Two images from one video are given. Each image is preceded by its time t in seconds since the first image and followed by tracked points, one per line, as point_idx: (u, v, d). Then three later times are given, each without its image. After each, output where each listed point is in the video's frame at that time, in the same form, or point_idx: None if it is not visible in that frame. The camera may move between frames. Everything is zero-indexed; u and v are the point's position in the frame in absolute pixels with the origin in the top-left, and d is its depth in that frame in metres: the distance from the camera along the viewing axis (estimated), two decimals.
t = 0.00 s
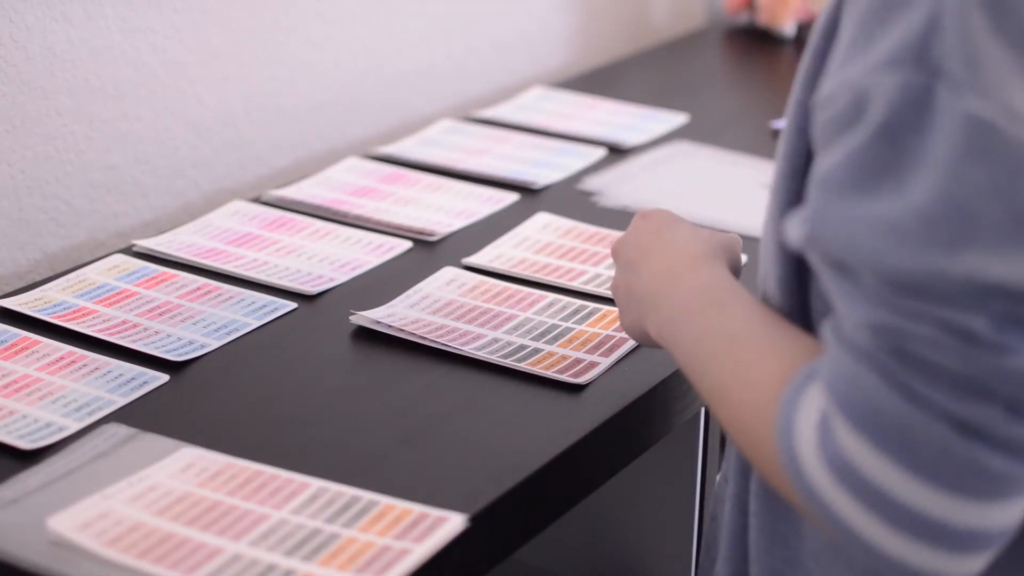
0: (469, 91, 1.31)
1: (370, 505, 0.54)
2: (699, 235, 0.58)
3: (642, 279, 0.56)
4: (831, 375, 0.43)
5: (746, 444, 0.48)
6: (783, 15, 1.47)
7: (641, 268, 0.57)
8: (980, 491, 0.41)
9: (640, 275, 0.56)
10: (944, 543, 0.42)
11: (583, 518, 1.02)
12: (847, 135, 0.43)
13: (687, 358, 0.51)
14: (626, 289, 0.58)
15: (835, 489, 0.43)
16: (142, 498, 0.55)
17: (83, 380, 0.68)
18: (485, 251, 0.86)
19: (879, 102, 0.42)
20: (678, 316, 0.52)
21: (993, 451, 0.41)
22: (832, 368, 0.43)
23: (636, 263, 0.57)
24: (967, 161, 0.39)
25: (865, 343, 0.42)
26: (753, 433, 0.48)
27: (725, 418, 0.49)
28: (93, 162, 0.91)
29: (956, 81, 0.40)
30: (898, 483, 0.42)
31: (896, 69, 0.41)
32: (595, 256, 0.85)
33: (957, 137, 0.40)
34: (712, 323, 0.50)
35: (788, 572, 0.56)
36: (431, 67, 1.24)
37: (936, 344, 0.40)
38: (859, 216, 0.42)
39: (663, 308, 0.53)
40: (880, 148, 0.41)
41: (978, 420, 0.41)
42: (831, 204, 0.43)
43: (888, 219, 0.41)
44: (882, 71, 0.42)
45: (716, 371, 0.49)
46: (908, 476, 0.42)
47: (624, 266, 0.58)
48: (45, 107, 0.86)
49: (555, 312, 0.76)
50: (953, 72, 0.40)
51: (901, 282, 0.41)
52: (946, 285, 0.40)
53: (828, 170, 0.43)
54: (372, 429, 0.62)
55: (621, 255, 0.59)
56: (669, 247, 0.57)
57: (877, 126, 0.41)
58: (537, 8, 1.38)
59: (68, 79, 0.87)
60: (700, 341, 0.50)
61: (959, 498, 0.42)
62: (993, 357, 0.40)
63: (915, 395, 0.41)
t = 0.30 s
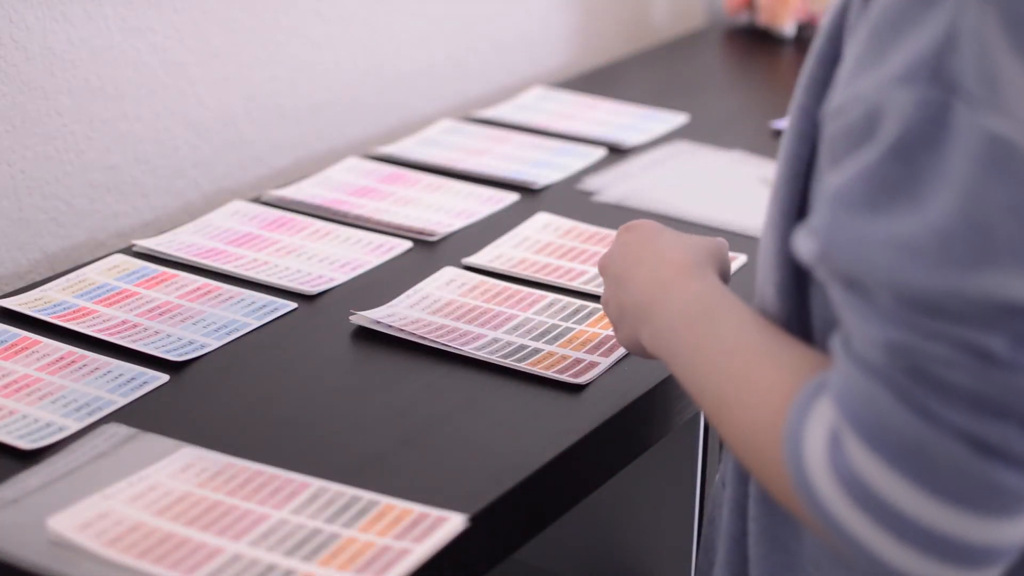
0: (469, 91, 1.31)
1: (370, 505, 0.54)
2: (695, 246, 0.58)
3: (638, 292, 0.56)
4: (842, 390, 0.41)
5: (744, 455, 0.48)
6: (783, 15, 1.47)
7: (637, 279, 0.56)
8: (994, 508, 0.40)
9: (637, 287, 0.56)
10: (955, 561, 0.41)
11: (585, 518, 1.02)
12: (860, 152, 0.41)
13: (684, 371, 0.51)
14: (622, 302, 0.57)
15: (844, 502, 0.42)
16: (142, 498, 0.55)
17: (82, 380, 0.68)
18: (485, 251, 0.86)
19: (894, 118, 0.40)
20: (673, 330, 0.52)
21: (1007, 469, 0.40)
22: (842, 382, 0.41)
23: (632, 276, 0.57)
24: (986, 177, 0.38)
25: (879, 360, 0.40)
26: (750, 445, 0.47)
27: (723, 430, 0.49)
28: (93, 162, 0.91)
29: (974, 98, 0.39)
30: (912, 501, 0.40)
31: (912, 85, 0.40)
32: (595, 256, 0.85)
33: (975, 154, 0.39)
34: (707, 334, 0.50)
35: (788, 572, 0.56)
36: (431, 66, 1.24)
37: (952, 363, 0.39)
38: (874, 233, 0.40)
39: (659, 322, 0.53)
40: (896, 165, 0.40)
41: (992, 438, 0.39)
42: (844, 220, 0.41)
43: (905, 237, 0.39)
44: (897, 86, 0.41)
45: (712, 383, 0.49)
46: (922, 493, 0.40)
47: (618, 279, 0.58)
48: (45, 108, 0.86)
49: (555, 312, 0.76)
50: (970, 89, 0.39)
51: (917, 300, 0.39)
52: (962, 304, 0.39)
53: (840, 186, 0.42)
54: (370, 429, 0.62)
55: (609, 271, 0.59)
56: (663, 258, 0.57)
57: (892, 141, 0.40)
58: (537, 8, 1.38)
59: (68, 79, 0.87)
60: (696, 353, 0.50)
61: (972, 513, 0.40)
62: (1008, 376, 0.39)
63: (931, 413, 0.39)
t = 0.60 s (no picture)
0: (469, 92, 1.31)
1: (369, 505, 0.54)
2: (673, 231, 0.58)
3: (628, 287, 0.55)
4: (841, 390, 0.41)
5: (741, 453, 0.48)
6: (783, 15, 1.47)
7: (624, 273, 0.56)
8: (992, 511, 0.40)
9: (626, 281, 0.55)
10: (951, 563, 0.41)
11: (585, 519, 1.02)
12: (862, 155, 0.41)
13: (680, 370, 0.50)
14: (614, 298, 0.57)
15: (843, 502, 0.42)
16: (142, 498, 0.55)
17: (82, 380, 0.68)
18: (485, 250, 0.86)
19: (897, 121, 0.40)
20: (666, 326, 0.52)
21: (1005, 472, 0.40)
22: (841, 381, 0.41)
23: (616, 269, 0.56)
24: (990, 184, 0.38)
25: (879, 362, 0.40)
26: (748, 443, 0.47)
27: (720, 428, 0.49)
28: (93, 162, 0.91)
29: (979, 102, 0.39)
30: (910, 502, 0.40)
31: (916, 88, 0.40)
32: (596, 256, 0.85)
33: (978, 159, 0.38)
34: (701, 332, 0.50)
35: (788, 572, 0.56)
36: (431, 67, 1.24)
37: (953, 366, 0.38)
38: (875, 235, 0.40)
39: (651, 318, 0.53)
40: (898, 167, 0.40)
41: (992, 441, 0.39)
42: (846, 222, 0.41)
43: (906, 240, 0.39)
44: (900, 88, 0.40)
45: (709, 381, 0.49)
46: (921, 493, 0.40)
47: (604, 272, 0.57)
48: (45, 107, 0.86)
49: (555, 312, 0.76)
50: (975, 92, 0.39)
51: (919, 304, 0.39)
52: (965, 307, 0.38)
53: (841, 187, 0.41)
54: (370, 430, 0.62)
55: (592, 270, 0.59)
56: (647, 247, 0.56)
57: (895, 144, 0.40)
58: (537, 8, 1.37)
59: (69, 79, 0.87)
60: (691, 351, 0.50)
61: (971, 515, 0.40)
62: (1006, 380, 0.39)
63: (931, 417, 0.39)
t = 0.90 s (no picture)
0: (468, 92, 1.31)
1: (370, 505, 0.54)
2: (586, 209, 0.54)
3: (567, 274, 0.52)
4: (836, 389, 0.40)
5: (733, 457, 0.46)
6: (783, 15, 1.47)
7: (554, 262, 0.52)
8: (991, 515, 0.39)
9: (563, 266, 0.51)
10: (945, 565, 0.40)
11: (583, 519, 1.01)
12: (863, 157, 0.40)
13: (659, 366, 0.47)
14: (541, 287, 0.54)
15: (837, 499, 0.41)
16: (142, 498, 0.55)
17: (82, 380, 0.68)
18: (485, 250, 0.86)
19: (898, 124, 0.39)
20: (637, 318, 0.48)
21: (999, 476, 0.39)
22: (834, 378, 0.41)
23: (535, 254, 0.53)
24: (992, 190, 0.37)
25: (878, 364, 0.39)
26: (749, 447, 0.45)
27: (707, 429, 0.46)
28: (93, 163, 0.91)
29: (982, 107, 0.38)
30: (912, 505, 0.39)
31: (920, 89, 0.39)
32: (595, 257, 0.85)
33: (981, 163, 0.37)
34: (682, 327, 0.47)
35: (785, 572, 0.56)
36: (431, 67, 1.24)
37: (955, 376, 0.38)
38: (877, 238, 0.39)
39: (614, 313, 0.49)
40: (900, 170, 0.39)
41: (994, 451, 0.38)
42: (845, 223, 0.40)
43: (907, 242, 0.38)
44: (904, 90, 0.39)
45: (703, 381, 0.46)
46: (919, 497, 0.39)
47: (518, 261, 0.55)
48: (45, 107, 0.86)
49: (555, 312, 0.76)
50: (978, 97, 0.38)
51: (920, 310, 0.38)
52: (967, 317, 0.38)
53: (843, 188, 0.40)
54: (366, 431, 0.62)
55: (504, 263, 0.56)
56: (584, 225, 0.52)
57: (898, 147, 0.39)
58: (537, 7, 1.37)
59: (69, 79, 0.87)
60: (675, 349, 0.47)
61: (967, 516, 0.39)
62: (1008, 390, 0.38)
63: (929, 420, 0.38)
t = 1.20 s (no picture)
0: (469, 93, 1.31)
1: (370, 505, 0.54)
2: (488, 352, 0.52)
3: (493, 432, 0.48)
4: (884, 404, 0.39)
5: (801, 554, 0.42)
6: (784, 15, 1.47)
7: (479, 424, 0.49)
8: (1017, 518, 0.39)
9: (491, 422, 0.48)
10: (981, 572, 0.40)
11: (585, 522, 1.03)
12: (917, 173, 0.39)
13: (673, 502, 0.44)
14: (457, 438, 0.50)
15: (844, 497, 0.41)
16: (141, 498, 0.55)
17: (83, 380, 0.68)
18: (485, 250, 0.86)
19: (958, 137, 0.38)
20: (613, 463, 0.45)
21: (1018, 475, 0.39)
22: (876, 391, 0.40)
23: (439, 403, 0.50)
24: None
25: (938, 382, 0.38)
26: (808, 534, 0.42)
27: (755, 538, 0.43)
28: (93, 163, 0.91)
29: None
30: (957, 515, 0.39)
31: (981, 103, 0.37)
32: (595, 257, 0.85)
33: None
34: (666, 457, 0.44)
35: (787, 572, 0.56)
36: (432, 67, 1.24)
37: (1021, 389, 0.38)
38: (938, 257, 0.38)
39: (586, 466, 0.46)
40: (959, 184, 0.37)
41: None
42: (904, 242, 0.38)
43: (978, 262, 0.37)
44: (957, 102, 0.38)
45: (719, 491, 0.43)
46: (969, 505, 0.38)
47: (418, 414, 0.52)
48: (45, 107, 0.86)
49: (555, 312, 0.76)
50: None
51: (980, 324, 0.37)
52: None
53: (892, 207, 0.39)
54: (365, 433, 0.62)
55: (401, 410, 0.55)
56: (489, 376, 0.50)
57: (958, 162, 0.37)
58: (538, 6, 1.37)
59: (69, 79, 0.87)
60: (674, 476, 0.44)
61: (986, 520, 0.39)
62: None
63: (991, 432, 0.38)
